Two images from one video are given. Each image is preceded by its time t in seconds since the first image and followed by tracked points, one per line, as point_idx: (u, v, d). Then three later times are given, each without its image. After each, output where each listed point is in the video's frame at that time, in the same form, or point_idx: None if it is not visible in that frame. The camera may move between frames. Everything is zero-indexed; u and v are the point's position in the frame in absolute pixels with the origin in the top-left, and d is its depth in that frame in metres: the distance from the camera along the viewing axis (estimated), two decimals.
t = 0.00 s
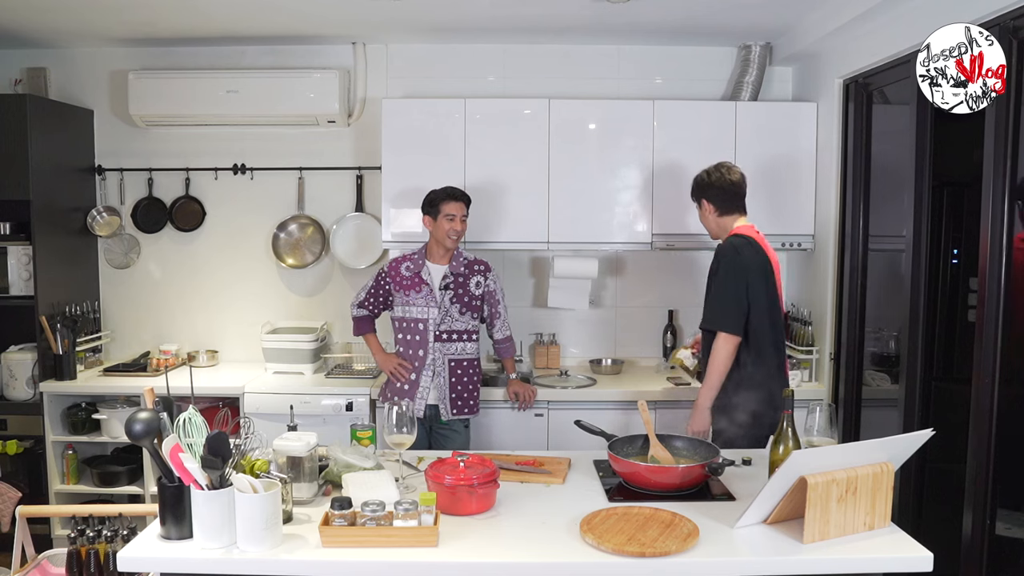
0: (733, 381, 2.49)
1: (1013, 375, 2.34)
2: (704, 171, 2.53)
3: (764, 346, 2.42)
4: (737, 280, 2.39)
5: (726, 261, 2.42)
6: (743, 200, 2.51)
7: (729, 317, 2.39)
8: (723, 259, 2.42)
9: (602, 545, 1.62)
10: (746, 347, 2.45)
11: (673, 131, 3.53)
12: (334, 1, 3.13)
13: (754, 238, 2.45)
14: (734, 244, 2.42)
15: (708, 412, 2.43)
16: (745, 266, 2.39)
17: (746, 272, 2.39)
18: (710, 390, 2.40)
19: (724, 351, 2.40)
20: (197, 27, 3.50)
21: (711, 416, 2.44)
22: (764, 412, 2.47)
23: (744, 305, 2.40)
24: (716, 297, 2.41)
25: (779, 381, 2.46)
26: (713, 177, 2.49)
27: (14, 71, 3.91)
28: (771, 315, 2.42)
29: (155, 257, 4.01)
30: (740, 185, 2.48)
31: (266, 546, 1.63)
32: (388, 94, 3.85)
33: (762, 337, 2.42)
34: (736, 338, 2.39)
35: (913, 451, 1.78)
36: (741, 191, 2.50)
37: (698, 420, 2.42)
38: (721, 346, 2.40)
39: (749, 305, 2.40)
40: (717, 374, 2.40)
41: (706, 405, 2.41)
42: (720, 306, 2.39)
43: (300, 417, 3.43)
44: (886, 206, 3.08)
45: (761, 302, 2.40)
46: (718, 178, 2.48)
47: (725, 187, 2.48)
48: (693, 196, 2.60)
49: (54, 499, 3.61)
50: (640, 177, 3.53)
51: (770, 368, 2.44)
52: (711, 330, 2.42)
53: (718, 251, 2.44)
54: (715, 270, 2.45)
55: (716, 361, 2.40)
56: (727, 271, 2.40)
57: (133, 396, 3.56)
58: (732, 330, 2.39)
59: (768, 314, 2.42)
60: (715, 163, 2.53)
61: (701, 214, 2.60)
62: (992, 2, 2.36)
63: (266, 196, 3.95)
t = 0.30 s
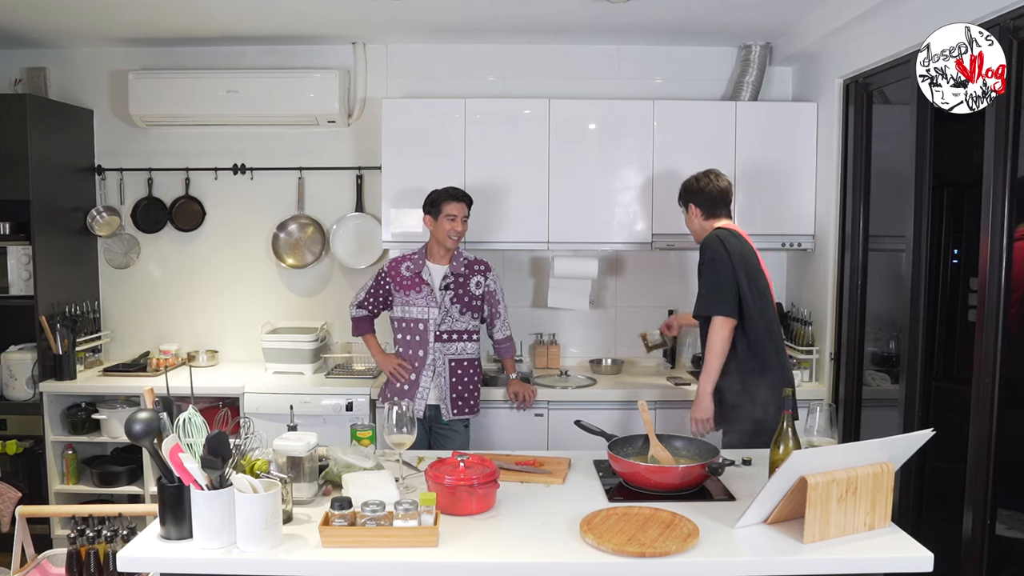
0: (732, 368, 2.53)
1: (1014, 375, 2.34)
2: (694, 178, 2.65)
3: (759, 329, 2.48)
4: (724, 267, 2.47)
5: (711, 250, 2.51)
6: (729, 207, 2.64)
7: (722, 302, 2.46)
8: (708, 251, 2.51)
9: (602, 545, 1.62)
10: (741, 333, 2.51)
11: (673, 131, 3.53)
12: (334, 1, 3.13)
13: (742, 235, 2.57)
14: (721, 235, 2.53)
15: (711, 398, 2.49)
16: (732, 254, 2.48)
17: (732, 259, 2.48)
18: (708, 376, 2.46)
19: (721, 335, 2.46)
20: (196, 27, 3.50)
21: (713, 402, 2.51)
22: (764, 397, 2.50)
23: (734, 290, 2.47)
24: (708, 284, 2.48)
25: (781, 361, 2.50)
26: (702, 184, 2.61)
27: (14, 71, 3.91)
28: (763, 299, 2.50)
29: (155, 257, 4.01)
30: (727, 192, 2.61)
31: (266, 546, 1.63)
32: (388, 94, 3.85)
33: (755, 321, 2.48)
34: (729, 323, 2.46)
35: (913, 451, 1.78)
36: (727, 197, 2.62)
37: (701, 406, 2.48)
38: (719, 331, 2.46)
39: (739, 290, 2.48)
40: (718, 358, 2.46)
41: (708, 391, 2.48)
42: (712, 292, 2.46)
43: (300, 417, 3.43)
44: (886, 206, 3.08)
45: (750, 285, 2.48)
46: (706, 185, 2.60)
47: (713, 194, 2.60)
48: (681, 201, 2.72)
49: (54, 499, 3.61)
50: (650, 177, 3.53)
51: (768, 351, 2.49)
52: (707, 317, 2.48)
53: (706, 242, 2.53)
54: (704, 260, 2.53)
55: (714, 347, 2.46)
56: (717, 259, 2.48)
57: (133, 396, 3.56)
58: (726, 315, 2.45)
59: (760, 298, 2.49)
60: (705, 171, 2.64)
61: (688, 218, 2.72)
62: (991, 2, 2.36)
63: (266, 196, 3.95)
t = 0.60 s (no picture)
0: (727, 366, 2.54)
1: (1014, 375, 2.34)
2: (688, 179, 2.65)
3: (756, 327, 2.48)
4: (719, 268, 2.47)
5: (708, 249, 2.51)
6: (723, 208, 2.64)
7: (717, 300, 2.46)
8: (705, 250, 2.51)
9: (602, 545, 1.62)
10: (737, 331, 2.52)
11: (673, 131, 3.53)
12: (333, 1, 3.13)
13: (738, 235, 2.58)
14: (716, 234, 2.53)
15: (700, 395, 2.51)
16: (727, 252, 2.48)
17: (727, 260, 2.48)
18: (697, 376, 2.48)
19: (715, 334, 2.46)
20: (197, 27, 3.50)
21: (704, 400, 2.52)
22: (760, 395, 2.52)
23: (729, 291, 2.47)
24: (703, 282, 2.49)
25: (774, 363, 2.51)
26: (696, 184, 2.61)
27: (14, 71, 3.91)
28: (759, 298, 2.50)
29: (155, 257, 4.01)
30: (722, 193, 2.61)
31: (266, 546, 1.63)
32: (388, 94, 3.85)
33: (751, 320, 2.48)
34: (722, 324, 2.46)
35: (913, 451, 1.78)
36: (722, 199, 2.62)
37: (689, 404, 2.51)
38: (712, 330, 2.45)
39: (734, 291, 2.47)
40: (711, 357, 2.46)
41: (699, 389, 2.49)
42: (707, 290, 2.46)
43: (300, 417, 3.43)
44: (886, 206, 3.08)
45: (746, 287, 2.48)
46: (701, 185, 2.60)
47: (708, 195, 2.60)
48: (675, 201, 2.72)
49: (54, 499, 3.61)
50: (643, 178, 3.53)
51: (763, 350, 2.49)
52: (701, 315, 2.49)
53: (702, 240, 2.54)
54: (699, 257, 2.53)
55: (707, 345, 2.46)
56: (712, 257, 2.49)
57: (133, 395, 3.57)
58: (721, 313, 2.45)
59: (756, 296, 2.49)
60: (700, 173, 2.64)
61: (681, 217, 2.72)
62: (991, 2, 2.37)
63: (266, 196, 3.95)
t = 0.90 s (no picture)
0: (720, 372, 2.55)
1: (1013, 375, 2.34)
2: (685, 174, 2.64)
3: (751, 335, 2.48)
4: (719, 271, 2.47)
5: (709, 253, 2.50)
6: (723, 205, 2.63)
7: (715, 306, 2.46)
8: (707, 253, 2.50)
9: (602, 545, 1.62)
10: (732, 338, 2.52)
11: (673, 131, 3.53)
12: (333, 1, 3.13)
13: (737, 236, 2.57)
14: (718, 236, 2.51)
15: (694, 399, 2.54)
16: (727, 258, 2.47)
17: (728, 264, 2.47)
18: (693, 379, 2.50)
19: (711, 340, 2.47)
20: (197, 27, 3.50)
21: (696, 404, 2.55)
22: (750, 404, 2.52)
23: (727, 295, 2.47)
24: (702, 287, 2.49)
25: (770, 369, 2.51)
26: (695, 179, 2.60)
27: (14, 71, 3.91)
28: (756, 305, 2.50)
29: (155, 257, 4.01)
30: (722, 189, 2.60)
31: (266, 546, 1.63)
32: (388, 94, 3.85)
33: (747, 328, 2.48)
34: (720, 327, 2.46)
35: (913, 451, 1.78)
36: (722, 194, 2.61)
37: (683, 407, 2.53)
38: (709, 337, 2.47)
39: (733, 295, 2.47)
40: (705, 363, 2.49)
41: (692, 393, 2.52)
42: (706, 295, 2.46)
43: (300, 417, 3.43)
44: (886, 206, 3.08)
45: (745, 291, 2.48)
46: (701, 181, 2.59)
47: (707, 191, 2.59)
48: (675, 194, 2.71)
49: (54, 499, 3.61)
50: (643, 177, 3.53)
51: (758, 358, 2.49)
52: (699, 320, 2.49)
53: (703, 243, 2.52)
54: (699, 260, 2.53)
55: (703, 351, 2.48)
56: (712, 262, 2.48)
57: (133, 396, 3.57)
58: (719, 319, 2.46)
59: (753, 302, 2.49)
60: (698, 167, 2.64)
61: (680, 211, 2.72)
62: (991, 2, 2.37)
63: (266, 196, 3.95)
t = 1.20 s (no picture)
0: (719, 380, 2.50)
1: (1013, 374, 2.34)
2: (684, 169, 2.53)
3: (748, 341, 2.44)
4: (714, 278, 2.41)
5: (702, 259, 2.44)
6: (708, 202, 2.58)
7: (714, 311, 2.40)
8: (699, 260, 2.44)
9: (602, 545, 1.62)
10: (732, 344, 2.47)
11: (673, 130, 3.53)
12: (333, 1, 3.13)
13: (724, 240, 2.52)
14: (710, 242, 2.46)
15: (695, 411, 2.46)
16: (721, 263, 2.43)
17: (722, 269, 2.42)
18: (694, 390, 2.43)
19: (711, 347, 2.41)
20: (197, 27, 3.50)
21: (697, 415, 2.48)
22: (751, 412, 2.47)
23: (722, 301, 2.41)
24: (697, 294, 2.42)
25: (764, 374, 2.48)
26: (697, 176, 2.51)
27: (14, 71, 3.91)
28: (750, 310, 2.47)
29: (155, 257, 4.01)
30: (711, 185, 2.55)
31: (266, 546, 1.63)
32: (388, 94, 3.85)
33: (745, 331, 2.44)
34: (716, 335, 2.41)
35: (913, 451, 1.78)
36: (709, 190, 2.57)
37: (686, 418, 2.45)
38: (711, 344, 2.40)
39: (727, 301, 2.42)
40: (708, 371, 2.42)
41: (694, 404, 2.45)
42: (702, 302, 2.41)
43: (300, 417, 3.43)
44: (886, 206, 3.08)
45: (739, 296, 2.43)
46: (701, 179, 2.51)
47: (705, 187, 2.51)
48: (658, 187, 2.60)
49: (54, 499, 3.61)
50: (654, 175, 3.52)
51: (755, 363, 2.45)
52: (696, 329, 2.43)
53: (695, 250, 2.46)
54: (692, 267, 2.47)
55: (704, 359, 2.42)
56: (708, 267, 2.43)
57: (133, 396, 3.57)
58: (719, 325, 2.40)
59: (747, 306, 2.45)
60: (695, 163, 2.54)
61: (661, 205, 2.60)
62: (991, 2, 2.37)
63: (266, 196, 3.95)
